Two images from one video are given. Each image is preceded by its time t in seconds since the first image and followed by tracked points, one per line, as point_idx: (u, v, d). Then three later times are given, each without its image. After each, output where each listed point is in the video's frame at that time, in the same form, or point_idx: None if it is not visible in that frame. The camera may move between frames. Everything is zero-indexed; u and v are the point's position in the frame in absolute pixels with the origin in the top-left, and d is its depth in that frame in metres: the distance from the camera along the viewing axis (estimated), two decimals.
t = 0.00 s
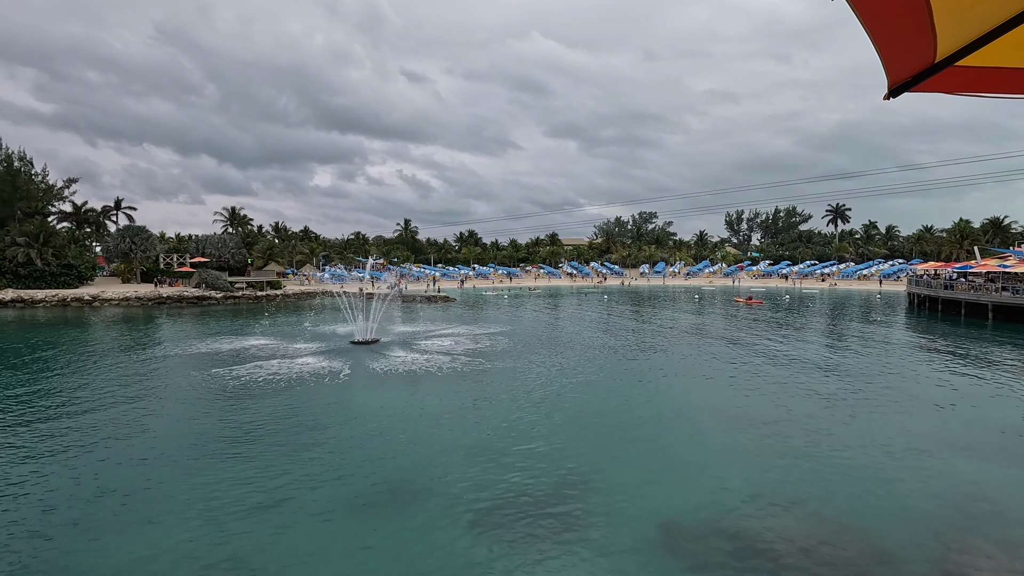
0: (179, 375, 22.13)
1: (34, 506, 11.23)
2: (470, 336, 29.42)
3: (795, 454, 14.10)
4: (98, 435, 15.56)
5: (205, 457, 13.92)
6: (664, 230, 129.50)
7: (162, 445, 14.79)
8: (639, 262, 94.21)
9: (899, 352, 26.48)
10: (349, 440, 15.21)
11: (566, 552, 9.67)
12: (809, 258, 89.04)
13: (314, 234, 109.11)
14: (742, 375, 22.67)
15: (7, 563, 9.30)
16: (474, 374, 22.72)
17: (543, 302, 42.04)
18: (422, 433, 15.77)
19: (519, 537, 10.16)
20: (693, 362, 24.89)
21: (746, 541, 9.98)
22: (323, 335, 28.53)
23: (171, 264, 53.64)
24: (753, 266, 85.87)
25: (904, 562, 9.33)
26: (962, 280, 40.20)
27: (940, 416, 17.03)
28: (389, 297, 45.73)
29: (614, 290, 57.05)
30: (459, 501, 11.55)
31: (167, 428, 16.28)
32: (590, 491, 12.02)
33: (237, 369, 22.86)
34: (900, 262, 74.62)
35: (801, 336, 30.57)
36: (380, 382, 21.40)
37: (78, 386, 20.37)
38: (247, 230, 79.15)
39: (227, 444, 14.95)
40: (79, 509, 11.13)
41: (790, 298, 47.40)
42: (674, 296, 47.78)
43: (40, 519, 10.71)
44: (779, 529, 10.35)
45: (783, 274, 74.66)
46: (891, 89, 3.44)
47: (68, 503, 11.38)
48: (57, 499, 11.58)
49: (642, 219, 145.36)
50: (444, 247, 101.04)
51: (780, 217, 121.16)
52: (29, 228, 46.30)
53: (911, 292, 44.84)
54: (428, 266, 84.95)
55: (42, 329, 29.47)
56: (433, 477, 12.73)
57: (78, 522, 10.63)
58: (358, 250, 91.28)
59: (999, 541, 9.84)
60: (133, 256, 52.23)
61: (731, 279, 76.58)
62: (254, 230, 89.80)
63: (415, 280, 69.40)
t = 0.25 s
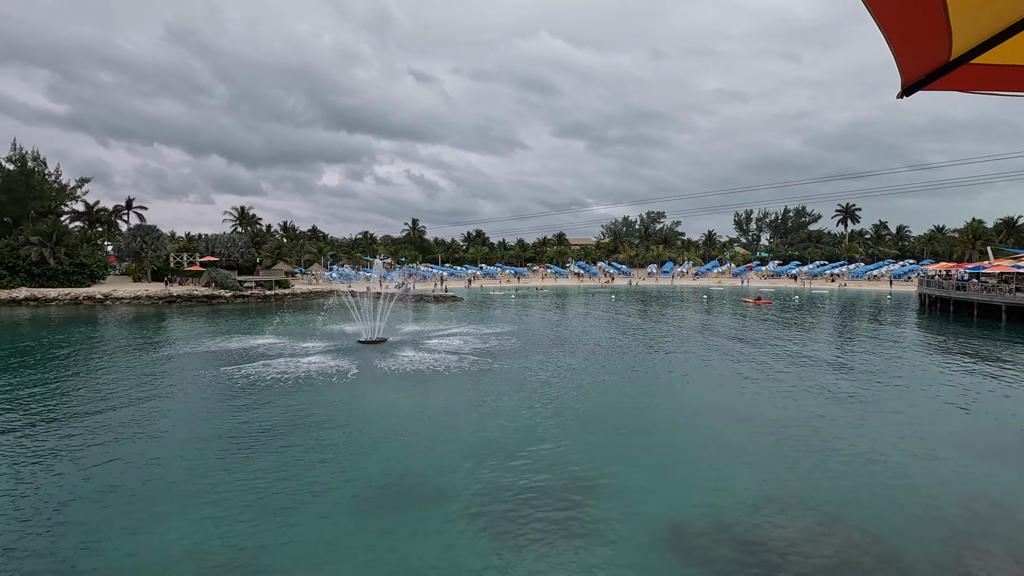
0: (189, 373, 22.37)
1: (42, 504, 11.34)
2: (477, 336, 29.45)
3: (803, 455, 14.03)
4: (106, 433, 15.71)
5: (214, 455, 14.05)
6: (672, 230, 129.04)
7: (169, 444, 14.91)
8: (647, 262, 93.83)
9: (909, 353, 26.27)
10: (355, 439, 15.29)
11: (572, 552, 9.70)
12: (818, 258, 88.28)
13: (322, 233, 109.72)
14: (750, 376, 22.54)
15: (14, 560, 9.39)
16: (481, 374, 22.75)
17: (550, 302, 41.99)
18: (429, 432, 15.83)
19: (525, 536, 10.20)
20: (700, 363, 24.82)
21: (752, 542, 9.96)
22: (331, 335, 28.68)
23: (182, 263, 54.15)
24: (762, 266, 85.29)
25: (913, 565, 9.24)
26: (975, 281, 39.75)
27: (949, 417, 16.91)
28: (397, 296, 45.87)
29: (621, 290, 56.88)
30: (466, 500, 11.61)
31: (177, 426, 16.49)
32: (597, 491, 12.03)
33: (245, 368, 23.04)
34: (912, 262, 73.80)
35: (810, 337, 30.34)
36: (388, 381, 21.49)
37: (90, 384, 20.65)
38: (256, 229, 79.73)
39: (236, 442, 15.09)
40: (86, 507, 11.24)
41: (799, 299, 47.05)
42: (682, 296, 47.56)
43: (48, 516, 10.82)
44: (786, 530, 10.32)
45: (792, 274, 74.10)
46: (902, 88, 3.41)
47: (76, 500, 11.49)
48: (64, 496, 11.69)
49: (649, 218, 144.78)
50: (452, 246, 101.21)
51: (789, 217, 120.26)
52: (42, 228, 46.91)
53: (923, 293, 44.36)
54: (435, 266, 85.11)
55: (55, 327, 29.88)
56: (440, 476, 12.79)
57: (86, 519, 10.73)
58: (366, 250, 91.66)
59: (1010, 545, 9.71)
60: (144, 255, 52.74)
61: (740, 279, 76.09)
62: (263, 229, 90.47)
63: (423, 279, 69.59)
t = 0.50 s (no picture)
0: (203, 371, 22.62)
1: (53, 502, 11.41)
2: (488, 335, 29.43)
3: (818, 458, 13.79)
4: (119, 431, 15.86)
5: (226, 453, 14.16)
6: (684, 230, 128.14)
7: (181, 442, 15.01)
8: (659, 262, 93.23)
9: (927, 354, 25.83)
10: (366, 438, 15.33)
11: (581, 555, 9.59)
12: (833, 258, 87.13)
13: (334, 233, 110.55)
14: (764, 377, 22.27)
15: (23, 556, 9.45)
16: (493, 373, 22.71)
17: (561, 302, 41.82)
18: (439, 431, 15.82)
19: (534, 538, 10.11)
20: (712, 363, 24.59)
21: (766, 546, 9.79)
22: (343, 334, 28.84)
23: (197, 262, 54.80)
24: (776, 266, 84.38)
25: (931, 571, 9.05)
26: (995, 281, 38.97)
27: (967, 420, 16.56)
28: (409, 295, 46.00)
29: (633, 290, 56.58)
30: (475, 500, 11.54)
31: (192, 423, 16.69)
32: (607, 493, 11.91)
33: (258, 366, 23.21)
34: (929, 262, 72.54)
35: (825, 338, 29.92)
36: (399, 380, 21.54)
37: (107, 381, 20.97)
38: (269, 229, 80.49)
39: (248, 440, 15.21)
40: (97, 505, 11.30)
41: (814, 299, 46.45)
42: (695, 296, 47.21)
43: (58, 514, 10.89)
44: (801, 534, 10.14)
45: (807, 275, 73.21)
46: (924, 83, 3.34)
47: (86, 498, 11.56)
48: (76, 494, 11.77)
49: (661, 218, 143.91)
50: (463, 245, 101.41)
51: (803, 216, 118.89)
52: (61, 227, 47.71)
53: (941, 294, 43.58)
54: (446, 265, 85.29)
55: (74, 325, 30.38)
56: (450, 476, 12.73)
57: (95, 517, 10.79)
58: (378, 249, 92.16)
59: None
60: (160, 254, 53.43)
61: (753, 280, 75.33)
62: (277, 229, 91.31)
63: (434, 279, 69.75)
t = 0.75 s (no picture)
0: (229, 368, 23.12)
1: (81, 496, 11.73)
2: (508, 334, 29.43)
3: (843, 460, 13.50)
4: (146, 427, 16.27)
5: (250, 450, 14.43)
6: (706, 229, 126.45)
7: (205, 439, 15.31)
8: (680, 261, 92.18)
9: (959, 356, 25.07)
10: (386, 436, 15.46)
11: (598, 555, 9.53)
12: (860, 257, 85.11)
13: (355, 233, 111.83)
14: (788, 378, 21.86)
15: (52, 548, 9.77)
16: (512, 373, 22.70)
17: (581, 302, 41.67)
18: (458, 430, 15.88)
19: (552, 537, 10.10)
20: (734, 364, 24.23)
21: (788, 550, 9.62)
22: (365, 332, 29.14)
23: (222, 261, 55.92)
24: (800, 266, 82.77)
25: None
26: None
27: (1000, 423, 16.00)
28: (429, 294, 46.24)
29: (654, 290, 56.06)
30: (494, 499, 11.57)
31: (218, 420, 17.07)
32: (627, 493, 11.83)
33: (281, 364, 23.60)
34: (962, 262, 70.36)
35: (852, 338, 29.24)
36: (419, 379, 21.68)
37: (137, 378, 21.58)
38: (292, 228, 81.77)
39: (271, 437, 15.47)
40: (123, 500, 11.58)
41: (840, 299, 45.40)
42: (717, 296, 46.56)
43: (86, 508, 11.19)
44: (823, 538, 9.92)
45: (832, 275, 71.69)
46: (957, 76, 3.27)
47: (113, 493, 11.86)
48: (104, 489, 12.09)
49: (682, 217, 142.28)
50: (482, 245, 101.68)
51: (829, 215, 116.41)
52: (93, 228, 49.12)
53: (974, 294, 42.23)
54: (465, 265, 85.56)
55: (105, 322, 31.30)
56: (469, 475, 12.78)
57: (121, 511, 11.07)
58: (398, 249, 92.95)
59: None
60: (187, 254, 54.70)
61: (777, 279, 74.03)
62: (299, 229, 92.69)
63: (453, 278, 70.06)
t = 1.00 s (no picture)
0: (258, 367, 23.64)
1: (112, 492, 12.03)
2: (531, 335, 29.43)
3: (876, 466, 13.08)
4: (180, 424, 16.74)
5: (276, 448, 14.70)
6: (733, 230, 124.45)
7: (232, 437, 15.59)
8: (706, 262, 90.87)
9: (1000, 360, 24.07)
10: (408, 435, 15.61)
11: (618, 555, 9.50)
12: (894, 258, 82.59)
13: (380, 234, 113.31)
14: (819, 381, 21.29)
15: (89, 539, 10.12)
16: (535, 374, 22.69)
17: (606, 303, 41.38)
18: (480, 430, 15.94)
19: (571, 539, 10.05)
20: (761, 367, 23.74)
21: (814, 557, 9.38)
22: (389, 332, 29.48)
23: (251, 263, 57.26)
24: (831, 267, 80.73)
25: None
26: None
27: None
28: (453, 295, 46.56)
29: (680, 291, 55.31)
30: (515, 501, 11.54)
31: (246, 418, 17.43)
32: (650, 496, 11.67)
33: (307, 363, 24.02)
34: (1004, 263, 67.66)
35: (886, 342, 28.36)
36: (442, 379, 21.84)
37: (172, 376, 22.25)
38: (319, 231, 83.28)
39: (297, 436, 15.73)
40: (152, 496, 11.85)
41: (873, 302, 44.12)
42: (744, 298, 45.77)
43: (118, 503, 11.52)
44: (851, 545, 9.67)
45: (864, 276, 69.75)
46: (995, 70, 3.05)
47: (142, 490, 12.13)
48: (133, 486, 12.37)
49: (708, 218, 140.26)
50: (505, 246, 101.95)
51: (861, 215, 113.33)
52: (130, 230, 50.84)
53: (1018, 296, 40.53)
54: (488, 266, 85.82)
55: (141, 322, 32.35)
56: (490, 476, 12.78)
57: (149, 508, 11.32)
58: (422, 251, 93.77)
59: None
60: (218, 255, 56.19)
61: (806, 281, 72.38)
62: (326, 231, 94.33)
63: (477, 279, 70.36)
